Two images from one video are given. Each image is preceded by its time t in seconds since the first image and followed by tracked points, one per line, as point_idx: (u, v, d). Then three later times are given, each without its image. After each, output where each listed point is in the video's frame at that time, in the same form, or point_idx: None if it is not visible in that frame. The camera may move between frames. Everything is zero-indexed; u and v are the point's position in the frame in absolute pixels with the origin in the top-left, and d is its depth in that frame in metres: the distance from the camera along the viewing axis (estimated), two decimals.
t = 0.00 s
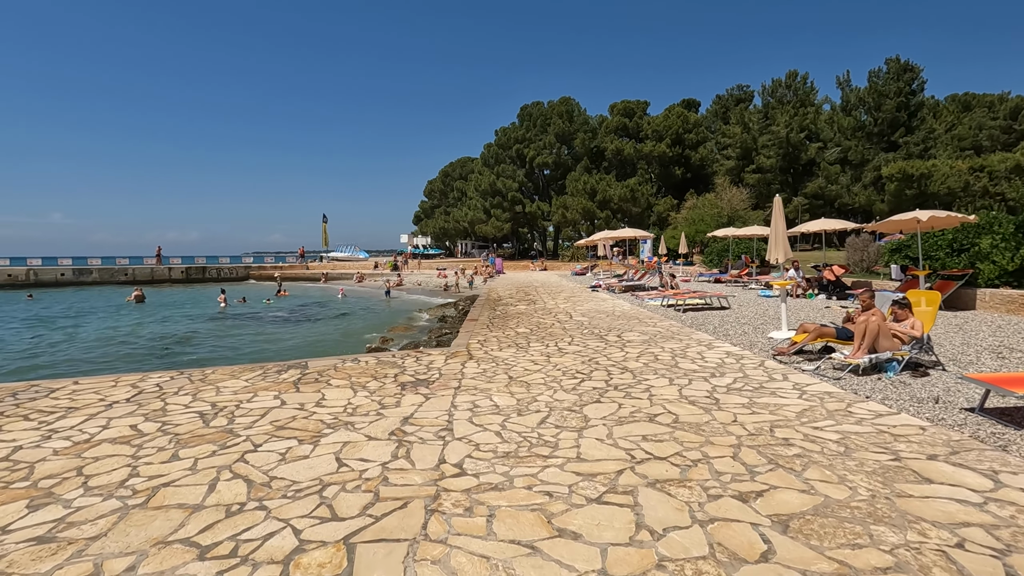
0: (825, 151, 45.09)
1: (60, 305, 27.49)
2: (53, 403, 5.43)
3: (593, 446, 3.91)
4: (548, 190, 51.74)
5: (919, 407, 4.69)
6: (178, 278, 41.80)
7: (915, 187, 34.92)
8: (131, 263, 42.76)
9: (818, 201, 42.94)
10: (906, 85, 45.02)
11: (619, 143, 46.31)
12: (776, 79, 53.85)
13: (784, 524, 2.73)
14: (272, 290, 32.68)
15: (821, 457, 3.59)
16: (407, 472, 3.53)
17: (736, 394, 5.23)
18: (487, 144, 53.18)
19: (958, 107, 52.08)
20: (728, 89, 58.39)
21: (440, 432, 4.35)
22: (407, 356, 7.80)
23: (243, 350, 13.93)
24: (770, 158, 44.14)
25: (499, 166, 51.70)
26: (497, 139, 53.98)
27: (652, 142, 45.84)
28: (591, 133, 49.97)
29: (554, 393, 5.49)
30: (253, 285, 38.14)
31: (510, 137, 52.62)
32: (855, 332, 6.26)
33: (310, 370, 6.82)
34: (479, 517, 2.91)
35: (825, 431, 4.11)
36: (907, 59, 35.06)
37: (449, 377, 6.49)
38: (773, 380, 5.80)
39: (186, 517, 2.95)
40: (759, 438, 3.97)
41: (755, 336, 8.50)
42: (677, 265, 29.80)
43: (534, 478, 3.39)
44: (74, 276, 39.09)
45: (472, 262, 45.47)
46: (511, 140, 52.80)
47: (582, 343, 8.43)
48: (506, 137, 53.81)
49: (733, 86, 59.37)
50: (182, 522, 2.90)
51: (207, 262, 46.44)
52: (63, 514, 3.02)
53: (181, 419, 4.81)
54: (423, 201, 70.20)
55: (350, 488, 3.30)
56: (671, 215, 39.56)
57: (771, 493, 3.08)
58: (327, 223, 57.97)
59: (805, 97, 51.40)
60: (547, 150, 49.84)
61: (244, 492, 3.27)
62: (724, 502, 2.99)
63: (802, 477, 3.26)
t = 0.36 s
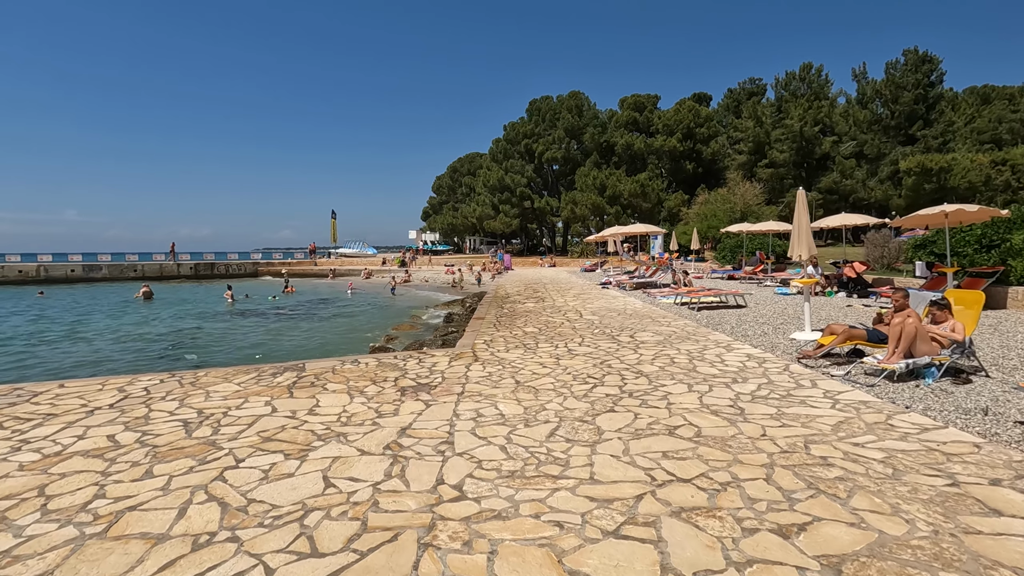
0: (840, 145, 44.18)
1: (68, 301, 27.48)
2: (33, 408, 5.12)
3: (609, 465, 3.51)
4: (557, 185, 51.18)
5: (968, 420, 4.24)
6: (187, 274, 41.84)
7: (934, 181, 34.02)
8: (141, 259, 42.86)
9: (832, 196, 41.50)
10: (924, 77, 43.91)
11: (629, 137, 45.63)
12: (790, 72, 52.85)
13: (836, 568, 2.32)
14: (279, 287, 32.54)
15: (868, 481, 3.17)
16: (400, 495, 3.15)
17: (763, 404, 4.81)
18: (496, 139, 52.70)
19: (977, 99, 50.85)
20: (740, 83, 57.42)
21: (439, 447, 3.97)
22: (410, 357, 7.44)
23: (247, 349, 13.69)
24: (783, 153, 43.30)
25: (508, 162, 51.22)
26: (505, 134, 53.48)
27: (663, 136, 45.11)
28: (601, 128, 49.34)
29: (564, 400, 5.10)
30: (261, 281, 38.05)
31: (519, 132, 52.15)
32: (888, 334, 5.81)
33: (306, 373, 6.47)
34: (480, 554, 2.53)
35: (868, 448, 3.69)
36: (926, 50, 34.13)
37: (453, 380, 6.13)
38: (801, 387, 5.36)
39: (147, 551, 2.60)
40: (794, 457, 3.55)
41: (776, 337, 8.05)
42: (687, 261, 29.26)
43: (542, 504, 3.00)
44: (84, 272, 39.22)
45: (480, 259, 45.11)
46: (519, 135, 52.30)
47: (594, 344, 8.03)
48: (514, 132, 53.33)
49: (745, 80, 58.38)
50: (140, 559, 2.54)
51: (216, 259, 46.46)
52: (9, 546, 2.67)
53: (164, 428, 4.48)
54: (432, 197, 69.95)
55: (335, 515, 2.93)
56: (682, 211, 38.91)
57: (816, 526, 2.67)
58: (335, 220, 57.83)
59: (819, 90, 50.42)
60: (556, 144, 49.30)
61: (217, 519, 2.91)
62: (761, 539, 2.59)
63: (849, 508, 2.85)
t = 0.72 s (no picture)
0: (854, 141, 43.36)
1: (74, 299, 27.41)
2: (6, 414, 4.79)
3: (629, 487, 3.10)
4: (565, 182, 50.66)
5: None
6: (194, 271, 41.77)
7: (953, 177, 33.24)
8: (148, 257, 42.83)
9: (846, 192, 40.77)
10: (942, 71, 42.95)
11: (638, 133, 44.98)
12: (803, 67, 51.95)
13: None
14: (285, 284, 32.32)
15: (933, 510, 2.73)
16: (392, 523, 2.76)
17: (796, 414, 4.37)
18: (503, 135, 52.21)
19: (994, 93, 49.78)
20: (751, 78, 56.55)
21: (439, 462, 3.57)
22: (412, 359, 7.07)
23: (248, 347, 13.39)
24: (796, 149, 42.55)
25: (515, 158, 50.73)
26: (513, 131, 52.99)
27: (673, 132, 44.42)
28: (610, 124, 48.74)
29: (576, 409, 4.68)
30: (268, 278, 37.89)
31: (527, 128, 51.66)
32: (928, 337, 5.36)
33: (301, 376, 6.11)
34: None
35: (923, 468, 3.25)
36: (943, 43, 33.34)
37: (457, 384, 5.74)
38: (835, 394, 4.92)
39: None
40: (842, 479, 3.12)
41: (800, 339, 7.59)
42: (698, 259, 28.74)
43: (555, 535, 2.60)
44: (92, 270, 39.23)
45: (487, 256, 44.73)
46: (527, 131, 51.82)
47: (606, 345, 7.61)
48: (522, 129, 52.84)
49: (756, 75, 57.48)
50: None
51: (223, 256, 46.39)
52: None
53: (141, 438, 4.12)
54: (439, 195, 69.66)
55: (317, 547, 2.55)
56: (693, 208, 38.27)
57: (880, 570, 2.25)
58: (341, 217, 57.64)
59: (833, 85, 49.54)
60: (564, 141, 48.78)
61: (181, 551, 2.53)
62: None
63: (916, 545, 2.42)
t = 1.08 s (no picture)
0: (865, 137, 42.63)
1: (78, 297, 27.28)
2: None
3: (645, 519, 2.74)
4: (571, 179, 50.16)
5: None
6: (199, 269, 41.67)
7: (967, 173, 32.53)
8: (153, 255, 42.79)
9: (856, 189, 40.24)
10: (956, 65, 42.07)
11: (645, 130, 44.44)
12: (812, 62, 51.15)
13: None
14: (288, 282, 32.14)
15: (1002, 556, 2.34)
16: (375, 566, 2.40)
17: (827, 430, 3.99)
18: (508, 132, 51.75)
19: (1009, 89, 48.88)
20: (759, 74, 55.79)
21: (433, 487, 3.21)
22: (410, 364, 6.71)
23: (247, 347, 13.12)
24: (805, 145, 41.94)
25: (521, 156, 50.33)
26: (518, 127, 52.54)
27: (680, 129, 43.84)
28: (616, 120, 48.20)
29: (584, 421, 4.31)
30: (272, 277, 37.72)
31: (532, 125, 51.19)
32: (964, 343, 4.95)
33: (293, 382, 5.77)
34: None
35: (978, 498, 2.88)
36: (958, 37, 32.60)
37: (457, 392, 5.39)
38: (865, 406, 4.54)
39: None
40: (889, 513, 2.73)
41: (820, 343, 7.19)
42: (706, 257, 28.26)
43: None
44: (97, 267, 39.19)
45: (492, 254, 44.38)
46: (533, 128, 51.34)
47: (615, 349, 7.24)
48: (527, 125, 52.36)
49: (765, 71, 56.71)
50: None
51: (228, 254, 46.33)
52: None
53: (111, 454, 3.79)
54: (444, 192, 69.37)
55: None
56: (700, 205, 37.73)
57: None
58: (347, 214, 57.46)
59: (843, 80, 48.75)
60: (570, 138, 48.29)
61: None
62: None
63: None
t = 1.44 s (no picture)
0: (871, 133, 42.08)
1: (74, 294, 27.00)
2: None
3: (657, 557, 2.36)
4: (573, 175, 49.67)
5: None
6: (198, 266, 41.36)
7: (975, 170, 32.04)
8: (151, 251, 42.49)
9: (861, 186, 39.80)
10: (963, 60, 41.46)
11: (648, 125, 43.91)
12: (818, 57, 50.54)
13: None
14: (287, 279, 31.83)
15: None
16: None
17: (855, 445, 3.60)
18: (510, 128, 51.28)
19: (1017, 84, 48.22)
20: (764, 69, 55.19)
21: (414, 515, 2.81)
22: (403, 366, 6.34)
23: (240, 345, 12.80)
24: (810, 141, 41.45)
25: (522, 152, 49.89)
26: (520, 123, 52.07)
27: (683, 125, 43.31)
28: (619, 116, 47.71)
29: (586, 434, 3.93)
30: (271, 274, 37.44)
31: (534, 121, 50.70)
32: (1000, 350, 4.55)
33: (274, 388, 5.39)
34: None
35: None
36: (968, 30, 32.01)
37: (449, 399, 5.02)
38: (894, 417, 4.14)
39: None
40: (940, 552, 2.34)
41: (835, 345, 6.80)
42: (710, 254, 27.88)
43: None
44: (95, 264, 38.92)
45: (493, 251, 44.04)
46: (534, 123, 50.86)
47: (619, 351, 6.85)
48: (529, 121, 51.87)
49: (769, 66, 56.11)
50: None
51: (227, 251, 46.04)
52: None
53: (60, 471, 3.42)
54: (446, 188, 69.00)
55: None
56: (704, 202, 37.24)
57: None
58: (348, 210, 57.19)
59: (849, 75, 48.17)
60: (572, 134, 47.80)
61: None
62: None
63: None
